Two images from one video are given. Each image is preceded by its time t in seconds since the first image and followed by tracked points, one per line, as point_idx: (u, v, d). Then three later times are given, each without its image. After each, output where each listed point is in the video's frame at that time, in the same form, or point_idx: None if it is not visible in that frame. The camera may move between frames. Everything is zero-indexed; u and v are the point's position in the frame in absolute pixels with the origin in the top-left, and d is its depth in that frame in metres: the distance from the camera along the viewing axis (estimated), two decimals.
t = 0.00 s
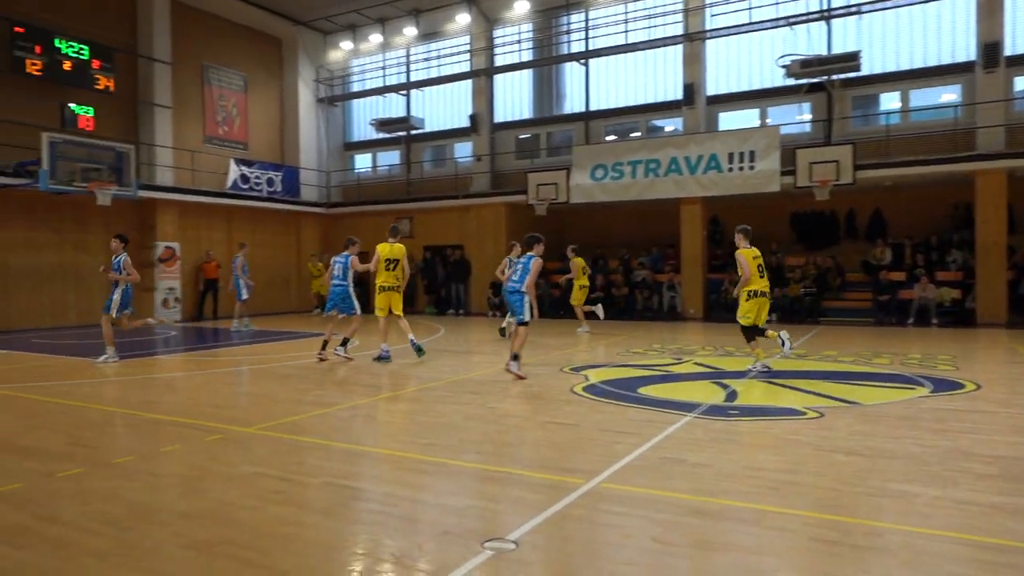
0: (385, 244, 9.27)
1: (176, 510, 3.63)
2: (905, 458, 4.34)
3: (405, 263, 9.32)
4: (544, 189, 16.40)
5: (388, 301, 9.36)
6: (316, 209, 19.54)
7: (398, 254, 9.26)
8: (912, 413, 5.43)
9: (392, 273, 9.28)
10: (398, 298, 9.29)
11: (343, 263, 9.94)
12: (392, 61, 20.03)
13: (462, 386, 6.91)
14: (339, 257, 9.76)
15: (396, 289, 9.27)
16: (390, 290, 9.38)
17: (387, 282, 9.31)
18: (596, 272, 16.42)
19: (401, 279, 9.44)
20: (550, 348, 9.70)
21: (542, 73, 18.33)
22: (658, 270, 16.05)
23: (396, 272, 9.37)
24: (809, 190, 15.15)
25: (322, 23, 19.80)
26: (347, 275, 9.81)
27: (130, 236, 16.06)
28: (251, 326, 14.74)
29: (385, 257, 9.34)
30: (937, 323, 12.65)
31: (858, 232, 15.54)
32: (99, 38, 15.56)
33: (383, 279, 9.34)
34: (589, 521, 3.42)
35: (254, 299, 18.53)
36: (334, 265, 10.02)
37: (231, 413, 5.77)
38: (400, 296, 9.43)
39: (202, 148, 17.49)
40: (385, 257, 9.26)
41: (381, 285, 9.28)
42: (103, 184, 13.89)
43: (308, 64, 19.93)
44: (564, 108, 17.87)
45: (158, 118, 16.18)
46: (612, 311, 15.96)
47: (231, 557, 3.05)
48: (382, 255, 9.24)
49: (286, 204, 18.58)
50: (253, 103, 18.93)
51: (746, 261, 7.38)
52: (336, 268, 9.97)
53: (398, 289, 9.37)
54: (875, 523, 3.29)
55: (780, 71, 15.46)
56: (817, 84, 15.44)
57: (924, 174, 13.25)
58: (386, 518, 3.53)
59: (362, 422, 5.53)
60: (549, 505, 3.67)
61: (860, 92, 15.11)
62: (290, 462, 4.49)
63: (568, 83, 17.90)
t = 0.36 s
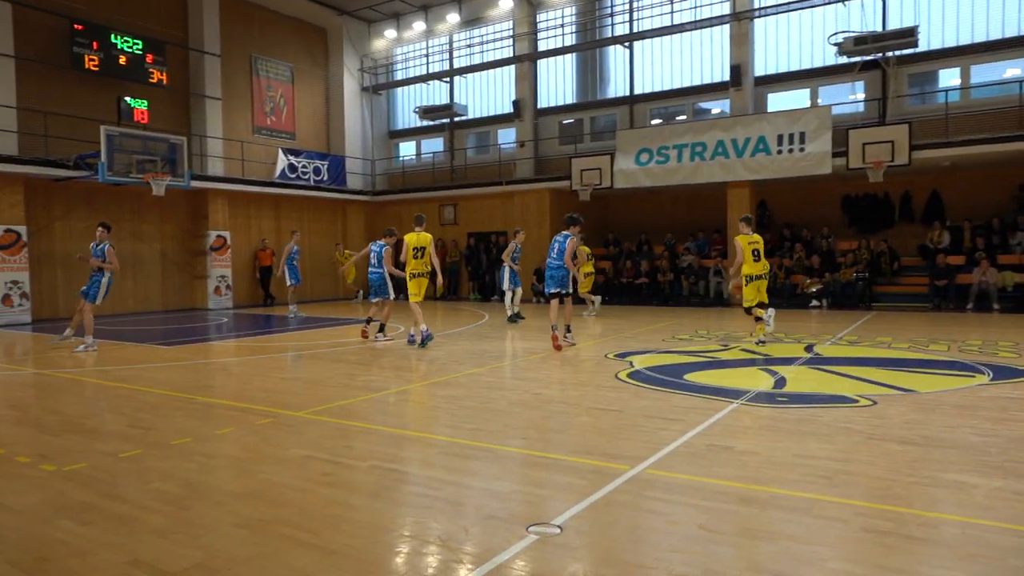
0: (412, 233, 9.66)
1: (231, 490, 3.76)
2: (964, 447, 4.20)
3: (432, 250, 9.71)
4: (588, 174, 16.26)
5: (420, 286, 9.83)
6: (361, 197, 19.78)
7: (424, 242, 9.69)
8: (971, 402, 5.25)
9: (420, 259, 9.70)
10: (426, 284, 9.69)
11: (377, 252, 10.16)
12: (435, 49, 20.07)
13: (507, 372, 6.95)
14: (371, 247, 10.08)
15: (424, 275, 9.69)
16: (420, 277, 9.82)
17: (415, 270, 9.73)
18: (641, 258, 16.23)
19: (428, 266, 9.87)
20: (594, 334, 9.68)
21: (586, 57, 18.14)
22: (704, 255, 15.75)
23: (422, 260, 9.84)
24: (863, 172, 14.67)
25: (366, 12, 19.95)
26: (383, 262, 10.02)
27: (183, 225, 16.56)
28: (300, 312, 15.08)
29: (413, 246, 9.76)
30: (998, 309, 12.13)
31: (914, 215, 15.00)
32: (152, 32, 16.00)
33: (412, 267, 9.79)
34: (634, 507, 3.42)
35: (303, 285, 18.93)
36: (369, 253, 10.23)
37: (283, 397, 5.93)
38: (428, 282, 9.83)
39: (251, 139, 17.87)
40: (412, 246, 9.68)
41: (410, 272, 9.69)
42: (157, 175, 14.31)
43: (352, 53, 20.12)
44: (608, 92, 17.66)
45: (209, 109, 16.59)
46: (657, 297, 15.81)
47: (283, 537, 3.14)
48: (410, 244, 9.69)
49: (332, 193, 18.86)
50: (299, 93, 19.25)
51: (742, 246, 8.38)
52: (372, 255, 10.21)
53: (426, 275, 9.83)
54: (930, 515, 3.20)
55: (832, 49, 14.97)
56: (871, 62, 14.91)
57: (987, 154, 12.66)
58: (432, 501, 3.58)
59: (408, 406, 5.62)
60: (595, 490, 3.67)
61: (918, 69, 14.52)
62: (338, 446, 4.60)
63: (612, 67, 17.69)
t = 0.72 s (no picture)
0: (434, 229, 9.81)
1: (265, 482, 3.82)
2: (1009, 449, 4.07)
3: (453, 246, 9.90)
4: (620, 170, 16.16)
5: (439, 282, 10.02)
6: (393, 194, 19.94)
7: (445, 239, 9.86)
8: (1016, 403, 5.08)
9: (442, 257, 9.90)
10: (447, 279, 9.93)
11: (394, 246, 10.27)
12: (467, 46, 20.10)
13: (537, 368, 6.95)
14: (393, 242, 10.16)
15: (444, 272, 9.86)
16: (439, 273, 9.98)
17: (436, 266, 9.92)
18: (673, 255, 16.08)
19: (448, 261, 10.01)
20: (624, 331, 9.63)
21: (618, 52, 18.01)
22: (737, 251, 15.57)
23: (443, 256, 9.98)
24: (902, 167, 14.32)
25: (398, 10, 20.06)
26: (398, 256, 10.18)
27: (219, 222, 16.89)
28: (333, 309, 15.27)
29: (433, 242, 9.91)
30: None
31: (957, 210, 14.59)
32: (190, 33, 16.31)
33: (432, 262, 9.98)
34: (666, 505, 3.39)
35: (335, 281, 19.14)
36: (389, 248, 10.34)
37: (316, 392, 6.00)
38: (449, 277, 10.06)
39: (285, 137, 18.13)
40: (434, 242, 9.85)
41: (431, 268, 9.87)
42: (195, 173, 14.57)
43: (385, 51, 20.27)
44: (641, 87, 17.52)
45: (245, 108, 16.87)
46: (689, 295, 15.66)
47: (316, 529, 3.18)
48: (431, 239, 9.88)
49: (365, 190, 19.03)
50: (332, 91, 19.46)
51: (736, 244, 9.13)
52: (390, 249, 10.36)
53: (445, 270, 9.97)
54: (973, 517, 3.11)
55: (871, 41, 14.63)
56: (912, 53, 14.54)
57: None
58: (463, 496, 3.59)
59: (439, 402, 5.65)
60: (627, 488, 3.65)
61: (961, 60, 14.11)
62: (371, 440, 4.64)
63: (644, 62, 17.55)
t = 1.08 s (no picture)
0: (453, 228, 9.85)
1: (297, 480, 3.87)
2: None
3: (473, 244, 9.94)
4: (648, 168, 16.05)
5: (460, 281, 10.06)
6: (421, 194, 20.04)
7: (465, 237, 9.89)
8: None
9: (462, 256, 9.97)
10: (467, 277, 9.97)
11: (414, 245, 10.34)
12: (494, 45, 20.12)
13: (565, 367, 6.93)
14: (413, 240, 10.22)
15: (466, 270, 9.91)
16: (460, 271, 10.03)
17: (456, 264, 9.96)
18: (702, 253, 15.95)
19: (468, 259, 10.05)
20: (653, 329, 9.56)
21: (645, 49, 17.89)
22: (767, 249, 15.36)
23: (462, 254, 10.01)
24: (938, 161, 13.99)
25: (426, 10, 20.15)
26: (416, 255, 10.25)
27: (251, 223, 17.13)
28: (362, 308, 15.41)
29: (452, 241, 9.95)
30: None
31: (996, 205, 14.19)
32: (221, 37, 16.57)
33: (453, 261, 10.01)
34: (697, 505, 3.36)
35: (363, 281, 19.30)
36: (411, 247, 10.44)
37: (346, 391, 6.06)
38: (469, 275, 10.09)
39: (314, 138, 18.33)
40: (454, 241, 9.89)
41: (451, 266, 9.92)
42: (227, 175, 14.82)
43: (412, 52, 20.40)
44: (669, 84, 17.39)
45: (275, 110, 17.11)
46: (719, 293, 15.47)
47: (347, 527, 3.21)
48: (450, 238, 9.89)
49: (394, 189, 19.17)
50: (360, 92, 19.62)
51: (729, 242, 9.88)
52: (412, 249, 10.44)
53: (466, 269, 10.04)
54: (1015, 521, 3.03)
55: (906, 33, 14.33)
56: (948, 45, 14.21)
57: None
58: (492, 495, 3.60)
59: (468, 401, 5.66)
60: (657, 488, 3.62)
61: (999, 51, 13.74)
62: (400, 438, 4.67)
63: (672, 58, 17.42)
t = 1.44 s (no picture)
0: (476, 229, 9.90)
1: (315, 479, 3.89)
2: None
3: (493, 244, 10.00)
4: (667, 169, 15.97)
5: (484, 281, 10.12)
6: (440, 195, 20.11)
7: (486, 238, 9.95)
8: None
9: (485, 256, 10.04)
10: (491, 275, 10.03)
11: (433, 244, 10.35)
12: (514, 46, 20.15)
13: (582, 369, 6.90)
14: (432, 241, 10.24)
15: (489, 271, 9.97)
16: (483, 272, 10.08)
17: (479, 264, 10.00)
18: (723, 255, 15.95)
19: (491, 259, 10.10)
20: (671, 332, 9.50)
21: (666, 50, 17.81)
22: (788, 251, 15.19)
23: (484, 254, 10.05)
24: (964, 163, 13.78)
25: (446, 12, 20.25)
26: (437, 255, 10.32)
27: (271, 222, 17.28)
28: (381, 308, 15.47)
29: (473, 241, 10.00)
30: None
31: None
32: (243, 38, 16.73)
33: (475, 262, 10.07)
34: (716, 510, 3.33)
35: (382, 281, 19.39)
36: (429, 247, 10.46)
37: (363, 391, 6.08)
38: (493, 274, 10.16)
39: (334, 139, 18.46)
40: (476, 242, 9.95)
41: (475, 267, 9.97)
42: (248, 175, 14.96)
43: (432, 53, 20.48)
44: (689, 85, 17.30)
45: (296, 110, 17.24)
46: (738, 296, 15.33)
47: (365, 526, 3.22)
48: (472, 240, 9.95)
49: (413, 190, 19.25)
50: (381, 93, 19.73)
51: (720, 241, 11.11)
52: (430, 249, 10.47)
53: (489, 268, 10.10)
54: None
55: (931, 33, 14.13)
56: (975, 45, 13.99)
57: None
58: (510, 497, 3.59)
59: (486, 402, 5.66)
60: (674, 492, 3.60)
61: None
62: (418, 439, 4.68)
63: (693, 59, 17.34)
